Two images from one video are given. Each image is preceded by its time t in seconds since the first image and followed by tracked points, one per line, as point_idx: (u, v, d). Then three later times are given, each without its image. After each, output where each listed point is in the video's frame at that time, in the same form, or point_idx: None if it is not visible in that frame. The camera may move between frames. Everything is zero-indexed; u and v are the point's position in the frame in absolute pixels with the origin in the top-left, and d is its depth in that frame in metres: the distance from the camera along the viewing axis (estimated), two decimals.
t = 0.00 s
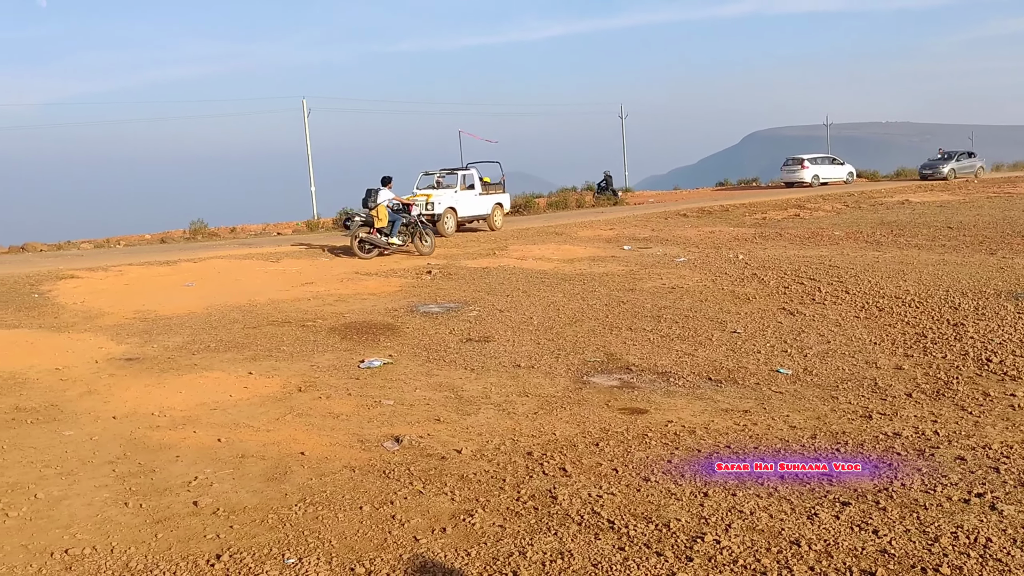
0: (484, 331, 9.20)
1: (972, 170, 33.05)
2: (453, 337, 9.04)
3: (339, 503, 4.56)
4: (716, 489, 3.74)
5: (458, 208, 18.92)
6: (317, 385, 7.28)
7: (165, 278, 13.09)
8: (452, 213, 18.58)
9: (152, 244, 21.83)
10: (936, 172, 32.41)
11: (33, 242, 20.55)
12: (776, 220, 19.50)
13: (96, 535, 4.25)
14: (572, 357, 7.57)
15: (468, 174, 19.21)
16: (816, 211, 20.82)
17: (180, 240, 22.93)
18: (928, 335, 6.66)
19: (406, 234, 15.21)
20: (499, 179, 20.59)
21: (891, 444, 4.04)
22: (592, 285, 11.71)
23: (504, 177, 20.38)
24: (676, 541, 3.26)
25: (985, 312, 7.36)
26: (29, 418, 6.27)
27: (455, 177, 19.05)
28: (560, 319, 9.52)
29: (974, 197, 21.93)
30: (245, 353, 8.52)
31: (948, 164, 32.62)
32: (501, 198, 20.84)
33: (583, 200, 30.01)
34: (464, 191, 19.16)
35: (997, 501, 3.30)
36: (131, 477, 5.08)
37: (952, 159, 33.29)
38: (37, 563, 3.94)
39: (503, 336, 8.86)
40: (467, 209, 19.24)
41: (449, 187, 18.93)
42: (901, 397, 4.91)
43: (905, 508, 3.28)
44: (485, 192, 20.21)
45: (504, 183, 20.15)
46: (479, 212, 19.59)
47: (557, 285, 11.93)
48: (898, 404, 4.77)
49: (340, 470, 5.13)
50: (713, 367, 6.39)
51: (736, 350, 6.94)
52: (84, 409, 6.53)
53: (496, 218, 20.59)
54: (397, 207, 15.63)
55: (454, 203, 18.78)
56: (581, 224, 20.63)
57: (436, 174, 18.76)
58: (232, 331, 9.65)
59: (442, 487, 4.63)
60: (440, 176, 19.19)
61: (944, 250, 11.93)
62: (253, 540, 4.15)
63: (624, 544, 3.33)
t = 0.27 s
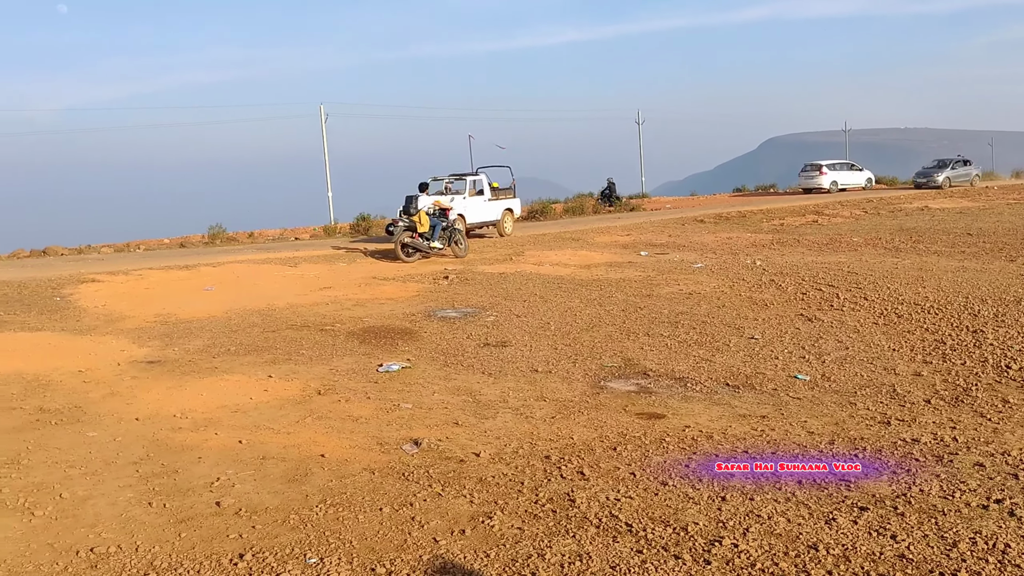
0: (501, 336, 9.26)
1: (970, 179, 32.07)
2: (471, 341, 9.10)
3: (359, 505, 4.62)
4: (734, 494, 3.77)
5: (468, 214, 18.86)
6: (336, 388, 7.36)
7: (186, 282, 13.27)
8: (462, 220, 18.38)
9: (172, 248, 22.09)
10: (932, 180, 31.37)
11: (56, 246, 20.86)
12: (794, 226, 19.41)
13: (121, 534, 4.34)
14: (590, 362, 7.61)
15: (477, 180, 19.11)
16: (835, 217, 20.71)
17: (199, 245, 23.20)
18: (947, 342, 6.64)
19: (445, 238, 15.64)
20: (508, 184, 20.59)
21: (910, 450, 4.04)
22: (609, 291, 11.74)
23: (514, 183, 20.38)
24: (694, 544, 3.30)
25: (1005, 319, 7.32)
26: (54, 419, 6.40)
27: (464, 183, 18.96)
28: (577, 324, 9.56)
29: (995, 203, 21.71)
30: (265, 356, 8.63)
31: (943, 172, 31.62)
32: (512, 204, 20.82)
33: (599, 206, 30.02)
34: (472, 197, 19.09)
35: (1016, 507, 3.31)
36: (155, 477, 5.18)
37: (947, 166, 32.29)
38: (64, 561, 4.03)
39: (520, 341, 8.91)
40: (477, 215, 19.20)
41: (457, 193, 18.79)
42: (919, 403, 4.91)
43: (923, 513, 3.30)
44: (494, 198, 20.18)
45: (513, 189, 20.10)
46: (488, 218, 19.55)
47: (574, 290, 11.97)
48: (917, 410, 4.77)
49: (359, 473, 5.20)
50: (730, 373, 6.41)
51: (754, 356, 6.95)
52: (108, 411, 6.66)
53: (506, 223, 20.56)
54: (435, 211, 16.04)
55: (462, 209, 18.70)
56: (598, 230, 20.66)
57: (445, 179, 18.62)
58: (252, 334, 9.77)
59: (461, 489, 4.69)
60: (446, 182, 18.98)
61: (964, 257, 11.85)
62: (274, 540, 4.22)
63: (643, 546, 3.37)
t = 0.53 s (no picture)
0: (515, 337, 9.27)
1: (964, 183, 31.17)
2: (485, 342, 9.12)
3: (372, 504, 4.66)
4: (745, 496, 3.77)
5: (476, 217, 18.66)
6: (351, 388, 7.41)
7: (204, 282, 13.38)
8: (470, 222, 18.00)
9: (190, 248, 22.28)
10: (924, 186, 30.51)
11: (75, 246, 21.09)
12: (810, 228, 19.28)
13: (138, 530, 4.40)
14: (603, 364, 7.61)
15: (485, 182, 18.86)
16: (851, 220, 20.57)
17: (217, 245, 23.39)
18: (963, 345, 6.59)
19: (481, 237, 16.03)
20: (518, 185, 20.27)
21: (923, 454, 4.02)
22: (624, 292, 11.72)
23: (523, 185, 20.23)
24: (705, 545, 3.30)
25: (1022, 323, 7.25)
26: (73, 416, 6.48)
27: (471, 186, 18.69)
28: (591, 326, 9.56)
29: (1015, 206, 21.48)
30: (281, 356, 8.70)
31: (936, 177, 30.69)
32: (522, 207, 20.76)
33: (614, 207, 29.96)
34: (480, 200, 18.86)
35: None
36: (171, 474, 5.24)
37: (940, 171, 31.41)
38: (82, 556, 4.09)
39: (534, 342, 8.91)
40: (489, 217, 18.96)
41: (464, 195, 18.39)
42: (934, 407, 4.88)
43: (936, 517, 3.28)
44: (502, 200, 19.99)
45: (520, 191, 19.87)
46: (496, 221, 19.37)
47: (588, 292, 11.96)
48: (931, 414, 4.74)
49: (373, 472, 5.23)
50: (744, 375, 6.39)
51: (768, 358, 6.93)
52: (126, 409, 6.74)
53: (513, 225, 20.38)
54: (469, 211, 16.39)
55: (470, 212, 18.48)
56: (612, 232, 20.64)
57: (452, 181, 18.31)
58: (268, 334, 9.85)
59: (473, 489, 4.70)
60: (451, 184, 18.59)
61: (982, 261, 11.73)
62: (288, 537, 4.26)
63: (653, 547, 3.38)
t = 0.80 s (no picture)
0: (526, 339, 9.27)
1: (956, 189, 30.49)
2: (496, 344, 9.13)
3: (380, 502, 4.68)
4: (752, 497, 3.76)
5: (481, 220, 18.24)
6: (362, 388, 7.45)
7: (219, 283, 13.49)
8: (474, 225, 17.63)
9: (206, 250, 22.44)
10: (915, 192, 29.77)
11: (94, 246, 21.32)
12: (825, 232, 19.15)
13: (150, 525, 4.45)
14: (614, 366, 7.60)
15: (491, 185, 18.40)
16: (867, 224, 20.41)
17: (233, 246, 23.57)
18: (976, 350, 6.54)
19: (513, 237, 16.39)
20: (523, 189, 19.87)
21: (932, 457, 4.00)
22: (636, 295, 11.70)
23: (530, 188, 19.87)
24: (709, 546, 3.30)
25: None
26: (89, 414, 6.56)
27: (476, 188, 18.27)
28: (603, 328, 9.55)
29: None
30: (294, 356, 8.76)
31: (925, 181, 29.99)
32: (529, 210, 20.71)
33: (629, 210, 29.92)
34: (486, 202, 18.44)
35: None
36: (184, 472, 5.30)
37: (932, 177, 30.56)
38: (95, 550, 4.14)
39: (546, 345, 8.92)
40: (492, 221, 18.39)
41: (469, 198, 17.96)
42: (944, 411, 4.84)
43: (942, 520, 3.26)
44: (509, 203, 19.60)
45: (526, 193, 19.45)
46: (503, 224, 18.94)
47: (601, 294, 11.95)
48: (941, 418, 4.71)
49: (382, 471, 5.26)
50: (754, 379, 6.37)
51: (779, 362, 6.90)
52: (141, 407, 6.81)
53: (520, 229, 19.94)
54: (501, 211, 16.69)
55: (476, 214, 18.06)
56: (626, 235, 20.59)
57: (457, 185, 18.02)
58: (282, 334, 9.92)
59: (481, 489, 4.71)
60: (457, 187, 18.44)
61: (1000, 265, 11.61)
62: (298, 534, 4.29)
63: (657, 548, 3.38)
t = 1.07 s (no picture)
0: (538, 340, 9.30)
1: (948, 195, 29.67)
2: (508, 345, 9.16)
3: (389, 500, 4.70)
4: (757, 498, 3.76)
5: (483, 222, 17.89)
6: (374, 388, 7.50)
7: (235, 283, 13.62)
8: (475, 229, 17.53)
9: (222, 251, 22.63)
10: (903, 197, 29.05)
11: (111, 247, 21.55)
12: (841, 235, 19.04)
13: (163, 522, 4.50)
14: (624, 368, 7.61)
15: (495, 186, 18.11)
16: (883, 226, 20.26)
17: (248, 248, 23.77)
18: (988, 353, 6.49)
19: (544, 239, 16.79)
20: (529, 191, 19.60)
21: (939, 460, 3.98)
22: (648, 297, 11.69)
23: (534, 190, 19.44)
24: (714, 545, 3.31)
25: None
26: (104, 412, 6.65)
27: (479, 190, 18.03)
28: (614, 330, 9.56)
29: None
30: (307, 356, 8.83)
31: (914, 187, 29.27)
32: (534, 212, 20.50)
33: (644, 212, 29.85)
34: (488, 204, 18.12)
35: None
36: (197, 469, 5.36)
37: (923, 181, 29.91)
38: (109, 545, 4.20)
39: (557, 346, 8.94)
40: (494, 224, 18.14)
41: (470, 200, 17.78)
42: (953, 414, 4.81)
43: (948, 522, 3.25)
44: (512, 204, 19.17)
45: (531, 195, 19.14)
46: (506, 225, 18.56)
47: (613, 296, 11.96)
48: (950, 421, 4.68)
49: (391, 470, 5.28)
50: (764, 381, 6.36)
51: (790, 364, 6.87)
52: (155, 405, 6.89)
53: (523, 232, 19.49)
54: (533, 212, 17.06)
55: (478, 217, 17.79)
56: (640, 237, 20.55)
57: (459, 188, 17.88)
58: (295, 335, 9.99)
59: (489, 488, 4.72)
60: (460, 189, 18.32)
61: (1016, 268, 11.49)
62: (307, 531, 4.32)
63: (662, 547, 3.40)
